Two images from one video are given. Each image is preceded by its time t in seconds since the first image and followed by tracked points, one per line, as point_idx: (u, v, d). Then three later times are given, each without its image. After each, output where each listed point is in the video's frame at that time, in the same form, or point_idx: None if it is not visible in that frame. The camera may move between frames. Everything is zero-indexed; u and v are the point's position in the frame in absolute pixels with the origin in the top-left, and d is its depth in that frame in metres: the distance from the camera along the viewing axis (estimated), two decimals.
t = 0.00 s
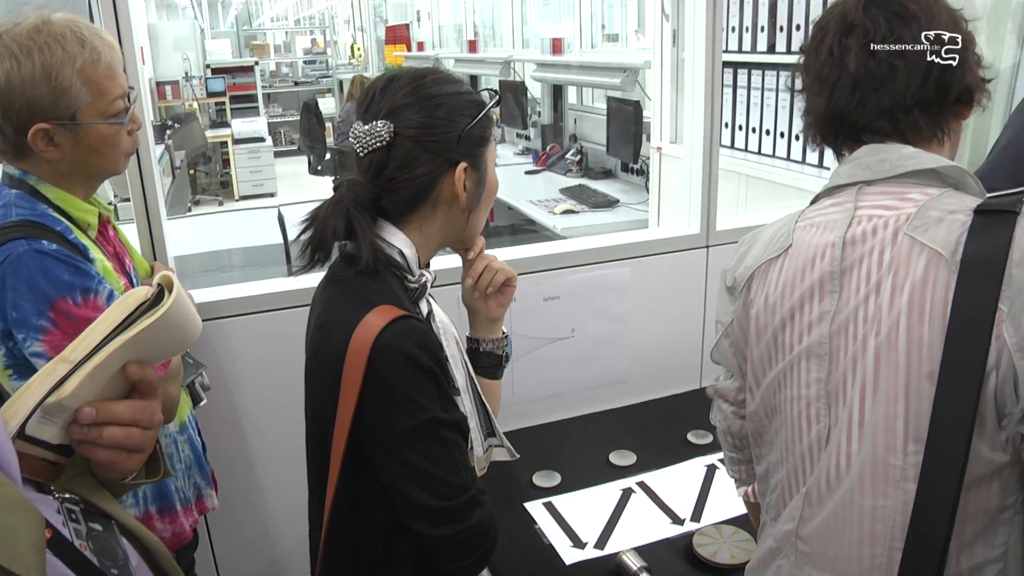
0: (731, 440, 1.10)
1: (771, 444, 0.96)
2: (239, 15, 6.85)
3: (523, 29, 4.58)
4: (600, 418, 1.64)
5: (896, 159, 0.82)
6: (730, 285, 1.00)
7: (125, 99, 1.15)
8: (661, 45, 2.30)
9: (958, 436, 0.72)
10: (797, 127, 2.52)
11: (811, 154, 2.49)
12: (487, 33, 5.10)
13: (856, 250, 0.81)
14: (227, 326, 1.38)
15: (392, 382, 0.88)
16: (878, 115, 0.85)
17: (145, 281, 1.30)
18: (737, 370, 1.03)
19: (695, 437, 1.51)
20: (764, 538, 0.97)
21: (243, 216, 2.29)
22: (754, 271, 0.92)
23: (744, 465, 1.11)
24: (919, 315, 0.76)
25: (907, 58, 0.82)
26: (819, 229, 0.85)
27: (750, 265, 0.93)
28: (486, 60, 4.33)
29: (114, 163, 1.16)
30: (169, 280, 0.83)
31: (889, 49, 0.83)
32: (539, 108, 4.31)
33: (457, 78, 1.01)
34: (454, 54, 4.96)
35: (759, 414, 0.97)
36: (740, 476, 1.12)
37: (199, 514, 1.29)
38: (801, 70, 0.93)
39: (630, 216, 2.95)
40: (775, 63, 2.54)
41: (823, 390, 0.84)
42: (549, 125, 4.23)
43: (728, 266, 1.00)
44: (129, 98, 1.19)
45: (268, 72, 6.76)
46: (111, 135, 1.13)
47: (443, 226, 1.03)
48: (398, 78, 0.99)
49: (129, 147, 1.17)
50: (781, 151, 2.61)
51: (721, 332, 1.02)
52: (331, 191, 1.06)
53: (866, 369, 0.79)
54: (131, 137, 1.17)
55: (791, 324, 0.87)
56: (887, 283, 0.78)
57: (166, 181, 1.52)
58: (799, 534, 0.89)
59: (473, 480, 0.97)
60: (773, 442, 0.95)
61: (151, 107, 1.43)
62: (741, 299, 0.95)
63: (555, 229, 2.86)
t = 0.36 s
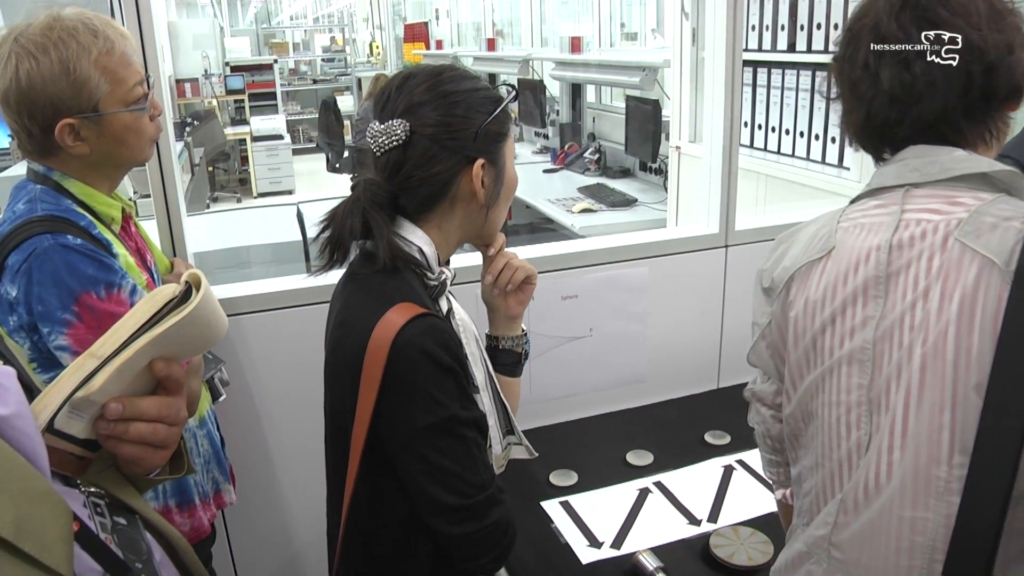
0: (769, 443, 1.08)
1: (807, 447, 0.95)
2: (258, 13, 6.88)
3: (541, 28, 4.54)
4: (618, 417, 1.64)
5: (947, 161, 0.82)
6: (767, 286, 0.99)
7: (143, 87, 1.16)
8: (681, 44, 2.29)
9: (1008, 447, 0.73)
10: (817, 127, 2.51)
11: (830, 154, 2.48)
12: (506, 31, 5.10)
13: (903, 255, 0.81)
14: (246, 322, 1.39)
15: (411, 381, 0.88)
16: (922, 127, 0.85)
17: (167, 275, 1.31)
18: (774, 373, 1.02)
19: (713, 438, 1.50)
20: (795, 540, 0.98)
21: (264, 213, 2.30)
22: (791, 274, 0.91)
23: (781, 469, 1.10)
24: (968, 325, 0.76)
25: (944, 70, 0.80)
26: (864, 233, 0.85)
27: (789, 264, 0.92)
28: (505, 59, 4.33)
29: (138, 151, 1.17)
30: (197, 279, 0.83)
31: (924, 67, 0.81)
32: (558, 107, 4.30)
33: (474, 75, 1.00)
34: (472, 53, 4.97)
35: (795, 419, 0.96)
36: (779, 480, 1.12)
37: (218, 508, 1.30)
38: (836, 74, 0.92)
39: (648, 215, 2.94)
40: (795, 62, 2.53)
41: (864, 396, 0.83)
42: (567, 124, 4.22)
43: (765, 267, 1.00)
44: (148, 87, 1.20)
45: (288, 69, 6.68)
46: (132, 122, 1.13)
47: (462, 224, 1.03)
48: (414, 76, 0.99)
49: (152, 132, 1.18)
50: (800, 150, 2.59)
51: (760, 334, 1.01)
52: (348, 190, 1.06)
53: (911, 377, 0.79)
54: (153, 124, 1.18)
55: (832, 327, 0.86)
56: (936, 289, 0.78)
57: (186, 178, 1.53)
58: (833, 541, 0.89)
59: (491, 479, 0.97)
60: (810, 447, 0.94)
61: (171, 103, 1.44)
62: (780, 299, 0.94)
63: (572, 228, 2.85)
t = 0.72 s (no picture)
0: (783, 445, 1.08)
1: (826, 448, 0.95)
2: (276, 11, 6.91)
3: (559, 27, 4.55)
4: (633, 417, 1.64)
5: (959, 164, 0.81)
6: (781, 289, 0.99)
7: (162, 83, 1.17)
8: (699, 43, 2.28)
9: None
10: (835, 126, 2.49)
11: (848, 154, 2.46)
12: (523, 30, 5.09)
13: (919, 254, 0.80)
14: (262, 318, 1.40)
15: (436, 375, 0.88)
16: (929, 133, 0.84)
17: (186, 271, 1.32)
18: (790, 376, 1.01)
19: (729, 438, 1.50)
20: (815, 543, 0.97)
21: (283, 210, 2.31)
22: (806, 276, 0.91)
23: (794, 471, 1.10)
24: (987, 320, 0.76)
25: (949, 74, 0.80)
26: (878, 233, 0.85)
27: (804, 267, 0.92)
28: (522, 58, 4.33)
29: (157, 148, 1.17)
30: (225, 275, 0.84)
31: (929, 72, 0.81)
32: (576, 106, 4.29)
33: (485, 70, 1.00)
34: (489, 51, 4.96)
35: (813, 420, 0.96)
36: (790, 483, 1.12)
37: (235, 502, 1.31)
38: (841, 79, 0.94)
39: (665, 215, 2.93)
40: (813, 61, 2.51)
41: (881, 395, 0.83)
42: (584, 123, 4.21)
43: (779, 270, 0.99)
44: (167, 84, 1.21)
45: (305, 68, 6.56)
46: (151, 119, 1.14)
47: (479, 219, 1.03)
48: (427, 73, 0.99)
49: (170, 129, 1.19)
50: (819, 150, 2.57)
51: (774, 337, 1.00)
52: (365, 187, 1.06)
53: (929, 375, 0.79)
54: (172, 121, 1.19)
55: (849, 327, 0.86)
56: (953, 287, 0.78)
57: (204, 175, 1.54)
58: (855, 542, 0.88)
59: (513, 474, 0.97)
60: (828, 448, 0.94)
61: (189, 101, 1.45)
62: (795, 302, 0.94)
63: (589, 227, 2.85)
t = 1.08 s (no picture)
0: (780, 459, 1.08)
1: (835, 448, 0.94)
2: (294, 10, 6.93)
3: (576, 25, 4.54)
4: (650, 417, 1.63)
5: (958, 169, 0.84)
6: (784, 300, 0.99)
7: (182, 82, 1.18)
8: (717, 42, 2.27)
9: None
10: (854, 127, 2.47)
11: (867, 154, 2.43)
12: (540, 29, 5.08)
13: (924, 248, 0.81)
14: (279, 316, 1.41)
15: (449, 374, 0.88)
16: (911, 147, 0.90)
17: (205, 268, 1.33)
18: (797, 388, 1.02)
19: (746, 439, 1.49)
20: (825, 545, 0.95)
21: (302, 207, 2.33)
22: (811, 280, 0.92)
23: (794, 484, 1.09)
24: (997, 302, 0.76)
25: (920, 93, 0.88)
26: (881, 235, 0.86)
27: (809, 273, 0.93)
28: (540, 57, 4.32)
29: (177, 147, 1.18)
30: (248, 274, 0.85)
31: (900, 94, 0.89)
32: (593, 105, 4.27)
33: (504, 70, 1.00)
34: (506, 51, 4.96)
35: (820, 420, 0.95)
36: (781, 502, 1.11)
37: (252, 498, 1.32)
38: (828, 97, 0.99)
39: (682, 215, 2.92)
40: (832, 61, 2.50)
41: (890, 384, 0.83)
42: (602, 122, 4.20)
43: (782, 281, 1.00)
44: (187, 83, 1.22)
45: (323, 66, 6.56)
46: (171, 117, 1.15)
47: (494, 218, 1.03)
48: (444, 72, 0.98)
49: (190, 127, 1.20)
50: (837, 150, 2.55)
51: (780, 346, 1.01)
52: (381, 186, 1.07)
53: (939, 359, 0.79)
54: (192, 119, 1.20)
55: (857, 323, 0.86)
56: (959, 274, 0.78)
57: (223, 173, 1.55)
58: (868, 532, 0.86)
59: (530, 473, 0.97)
60: (837, 447, 0.92)
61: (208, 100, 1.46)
62: (800, 310, 0.95)
63: (606, 227, 2.84)
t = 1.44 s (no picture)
0: (805, 450, 1.08)
1: (854, 444, 0.92)
2: (313, 9, 6.97)
3: (595, 25, 4.53)
4: (667, 418, 1.63)
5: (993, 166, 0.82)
6: (808, 291, 0.98)
7: (204, 81, 1.18)
8: (737, 42, 2.26)
9: None
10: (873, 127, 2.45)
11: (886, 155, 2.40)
12: (559, 28, 5.06)
13: (954, 248, 0.80)
14: (297, 313, 1.42)
15: (464, 373, 0.88)
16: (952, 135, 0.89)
17: (223, 265, 1.34)
18: (817, 380, 1.01)
19: (763, 441, 1.48)
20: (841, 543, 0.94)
21: (322, 205, 2.34)
22: (838, 275, 0.90)
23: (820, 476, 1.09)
24: None
25: (975, 79, 0.85)
26: (911, 231, 0.85)
27: (836, 266, 0.92)
28: (558, 56, 4.31)
29: (198, 146, 1.19)
30: (260, 265, 0.85)
31: (952, 77, 0.86)
32: (611, 105, 4.27)
33: (522, 69, 1.00)
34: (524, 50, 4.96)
35: (842, 416, 0.93)
36: (811, 492, 1.11)
37: (268, 496, 1.32)
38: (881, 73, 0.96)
39: (700, 216, 2.90)
40: (852, 61, 2.48)
41: (915, 385, 0.82)
42: (621, 122, 4.19)
43: (807, 272, 0.99)
44: (209, 82, 1.22)
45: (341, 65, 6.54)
46: (192, 116, 1.16)
47: (511, 218, 1.03)
48: (463, 70, 0.99)
49: (210, 127, 1.20)
50: (856, 151, 2.53)
51: (801, 338, 1.00)
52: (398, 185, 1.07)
53: (971, 363, 0.78)
54: (213, 119, 1.21)
55: (882, 321, 0.85)
56: (990, 276, 0.78)
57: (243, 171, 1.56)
58: (894, 537, 0.85)
59: (543, 473, 0.96)
60: (856, 445, 0.91)
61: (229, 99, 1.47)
62: (825, 302, 0.94)
63: (624, 227, 2.84)
